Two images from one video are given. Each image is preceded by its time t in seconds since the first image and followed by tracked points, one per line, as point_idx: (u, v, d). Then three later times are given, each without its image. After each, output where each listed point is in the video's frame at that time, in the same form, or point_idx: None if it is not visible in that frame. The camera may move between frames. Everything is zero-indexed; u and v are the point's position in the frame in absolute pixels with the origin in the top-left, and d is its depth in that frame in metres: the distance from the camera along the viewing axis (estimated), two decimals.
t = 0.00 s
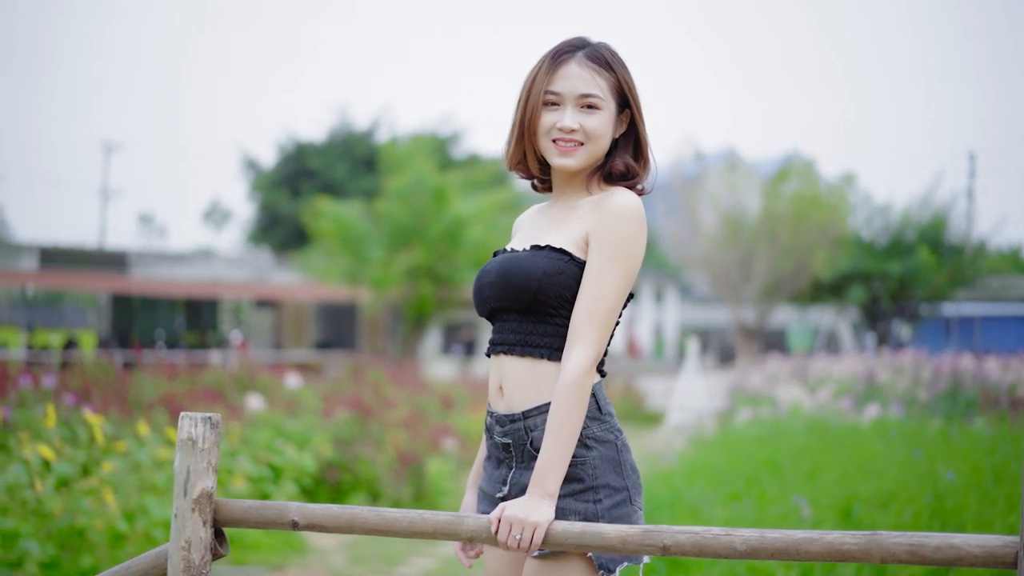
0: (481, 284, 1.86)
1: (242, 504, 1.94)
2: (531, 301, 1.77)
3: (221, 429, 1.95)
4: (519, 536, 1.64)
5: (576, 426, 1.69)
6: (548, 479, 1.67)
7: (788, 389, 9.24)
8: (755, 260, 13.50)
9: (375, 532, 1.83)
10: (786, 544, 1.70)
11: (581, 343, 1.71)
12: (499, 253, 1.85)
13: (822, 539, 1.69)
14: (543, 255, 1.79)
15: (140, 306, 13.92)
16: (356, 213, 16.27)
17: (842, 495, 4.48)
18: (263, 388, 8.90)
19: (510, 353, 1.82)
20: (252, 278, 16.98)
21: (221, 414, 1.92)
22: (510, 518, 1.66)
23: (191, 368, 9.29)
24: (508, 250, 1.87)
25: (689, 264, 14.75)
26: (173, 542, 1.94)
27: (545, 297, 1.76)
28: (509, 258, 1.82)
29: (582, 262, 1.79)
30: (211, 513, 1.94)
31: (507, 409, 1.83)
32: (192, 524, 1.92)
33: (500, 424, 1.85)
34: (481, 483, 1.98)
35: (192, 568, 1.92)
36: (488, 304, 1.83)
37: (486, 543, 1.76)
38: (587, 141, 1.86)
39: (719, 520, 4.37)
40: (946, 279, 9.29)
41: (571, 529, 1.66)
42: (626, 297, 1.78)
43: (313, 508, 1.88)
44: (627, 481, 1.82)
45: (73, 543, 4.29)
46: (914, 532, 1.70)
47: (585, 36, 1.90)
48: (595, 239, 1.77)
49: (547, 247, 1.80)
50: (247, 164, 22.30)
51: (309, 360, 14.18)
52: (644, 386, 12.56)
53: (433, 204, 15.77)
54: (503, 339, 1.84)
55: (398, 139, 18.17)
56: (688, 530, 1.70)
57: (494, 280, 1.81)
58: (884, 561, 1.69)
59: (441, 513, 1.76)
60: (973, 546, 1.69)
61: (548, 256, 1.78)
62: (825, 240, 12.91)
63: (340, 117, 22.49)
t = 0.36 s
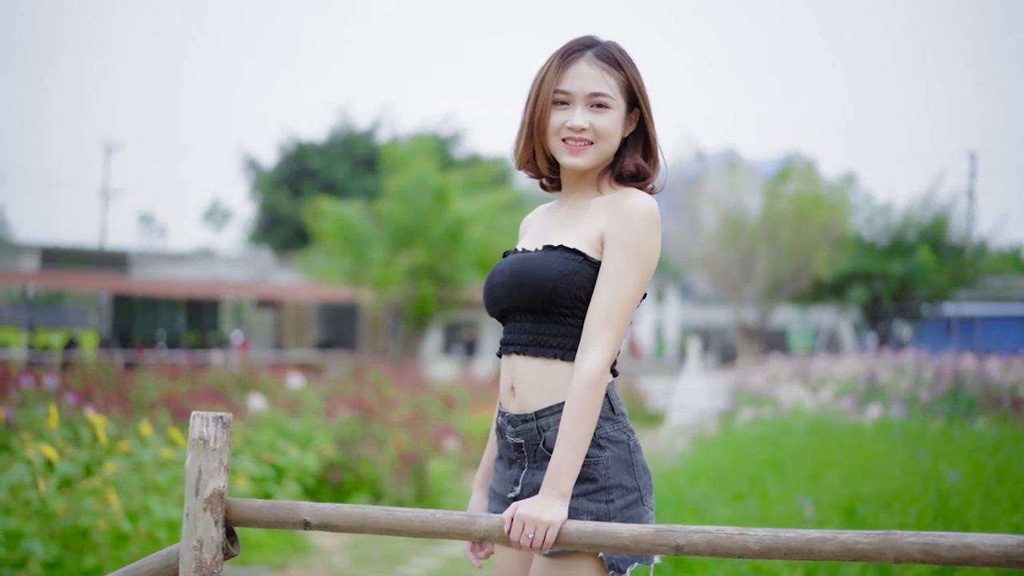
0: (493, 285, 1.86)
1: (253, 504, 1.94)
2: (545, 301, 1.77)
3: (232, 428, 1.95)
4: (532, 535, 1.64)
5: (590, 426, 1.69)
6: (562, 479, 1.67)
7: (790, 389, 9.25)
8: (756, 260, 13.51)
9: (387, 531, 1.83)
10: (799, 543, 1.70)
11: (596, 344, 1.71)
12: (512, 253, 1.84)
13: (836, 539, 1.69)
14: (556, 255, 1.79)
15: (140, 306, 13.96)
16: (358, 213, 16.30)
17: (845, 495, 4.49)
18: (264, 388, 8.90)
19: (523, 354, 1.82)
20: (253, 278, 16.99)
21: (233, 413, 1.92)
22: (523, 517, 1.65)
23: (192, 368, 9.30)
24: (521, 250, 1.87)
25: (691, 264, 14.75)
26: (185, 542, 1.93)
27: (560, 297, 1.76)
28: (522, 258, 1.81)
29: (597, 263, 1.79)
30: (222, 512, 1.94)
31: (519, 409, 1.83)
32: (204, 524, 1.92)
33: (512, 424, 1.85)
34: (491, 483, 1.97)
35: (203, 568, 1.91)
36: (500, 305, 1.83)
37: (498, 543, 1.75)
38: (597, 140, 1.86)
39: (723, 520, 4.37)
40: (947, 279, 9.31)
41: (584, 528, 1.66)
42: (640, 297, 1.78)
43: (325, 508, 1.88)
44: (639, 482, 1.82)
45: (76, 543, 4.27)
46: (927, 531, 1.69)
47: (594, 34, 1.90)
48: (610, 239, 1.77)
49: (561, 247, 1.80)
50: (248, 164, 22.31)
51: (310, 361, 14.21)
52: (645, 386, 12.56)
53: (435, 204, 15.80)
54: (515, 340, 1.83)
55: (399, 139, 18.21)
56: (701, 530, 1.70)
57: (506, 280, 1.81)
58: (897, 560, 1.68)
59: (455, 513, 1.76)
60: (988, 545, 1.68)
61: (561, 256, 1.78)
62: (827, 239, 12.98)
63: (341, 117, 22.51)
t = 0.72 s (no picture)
0: (505, 284, 1.85)
1: (265, 503, 1.93)
2: (558, 301, 1.77)
3: (245, 427, 1.94)
4: (545, 534, 1.64)
5: (602, 426, 1.69)
6: (575, 478, 1.67)
7: (791, 389, 9.26)
8: (758, 260, 13.52)
9: (399, 531, 1.83)
10: (813, 543, 1.70)
11: (610, 344, 1.70)
12: (524, 251, 1.84)
13: (850, 538, 1.68)
14: (569, 255, 1.79)
15: (141, 306, 13.98)
16: (358, 213, 16.31)
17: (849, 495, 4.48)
18: (265, 388, 8.89)
19: (535, 353, 1.82)
20: (253, 278, 16.99)
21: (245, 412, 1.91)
22: (537, 517, 1.65)
23: (194, 368, 9.31)
24: (532, 250, 1.87)
25: (692, 264, 14.75)
26: (197, 542, 1.93)
27: (573, 297, 1.76)
28: (534, 258, 1.81)
29: (610, 262, 1.79)
30: (234, 512, 1.94)
31: (532, 408, 1.82)
32: (215, 524, 1.92)
33: (524, 423, 1.84)
34: (503, 481, 1.97)
35: (216, 567, 1.91)
36: (512, 304, 1.83)
37: (510, 542, 1.75)
38: (609, 138, 1.86)
39: (727, 520, 4.36)
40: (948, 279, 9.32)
41: (597, 528, 1.66)
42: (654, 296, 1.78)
43: (337, 508, 1.87)
44: (651, 481, 1.82)
45: (79, 543, 4.26)
46: (942, 531, 1.68)
47: (605, 33, 1.90)
48: (624, 238, 1.77)
49: (574, 246, 1.80)
50: (249, 164, 22.31)
51: (311, 361, 14.23)
52: (646, 386, 12.56)
53: (436, 204, 15.84)
54: (527, 339, 1.83)
55: (399, 139, 18.21)
56: (714, 529, 1.70)
57: (518, 279, 1.80)
58: (912, 560, 1.68)
59: (468, 512, 1.76)
60: (1004, 545, 1.66)
61: (574, 256, 1.78)
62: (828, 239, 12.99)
63: (342, 117, 22.52)
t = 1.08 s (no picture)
0: (517, 284, 1.85)
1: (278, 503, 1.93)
2: (572, 300, 1.76)
3: (257, 427, 1.94)
4: (558, 534, 1.64)
5: (615, 425, 1.68)
6: (588, 478, 1.66)
7: (791, 389, 9.27)
8: (758, 260, 13.54)
9: (412, 531, 1.83)
10: (827, 542, 1.70)
11: (623, 343, 1.70)
12: (536, 251, 1.84)
13: (865, 538, 1.68)
14: (581, 254, 1.79)
15: (141, 306, 14.00)
16: (358, 213, 16.33)
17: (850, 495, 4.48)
18: (265, 388, 8.89)
19: (549, 353, 1.81)
20: (253, 279, 17.00)
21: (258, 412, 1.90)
22: (550, 516, 1.65)
23: (194, 368, 9.31)
24: (544, 250, 1.87)
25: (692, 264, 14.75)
26: (209, 541, 1.93)
27: (586, 297, 1.76)
28: (547, 257, 1.81)
29: (623, 261, 1.79)
30: (246, 511, 1.93)
31: (546, 408, 1.82)
32: (228, 523, 1.91)
33: (537, 423, 1.84)
34: (516, 481, 1.96)
35: (228, 567, 1.91)
36: (524, 304, 1.83)
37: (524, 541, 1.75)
38: (621, 137, 1.86)
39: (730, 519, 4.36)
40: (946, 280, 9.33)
41: (611, 527, 1.66)
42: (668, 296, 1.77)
43: (349, 507, 1.87)
44: (666, 481, 1.81)
45: (81, 543, 4.27)
46: (957, 530, 1.68)
47: (616, 31, 1.90)
48: (637, 238, 1.77)
49: (587, 246, 1.79)
50: (249, 164, 22.33)
51: (311, 361, 14.24)
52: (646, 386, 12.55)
53: (436, 204, 15.87)
54: (540, 338, 1.83)
55: (400, 139, 18.22)
56: (728, 529, 1.70)
57: (532, 279, 1.80)
58: (927, 559, 1.67)
59: (480, 512, 1.76)
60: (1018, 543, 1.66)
61: (588, 255, 1.78)
62: (828, 240, 13.15)
63: (342, 117, 22.53)
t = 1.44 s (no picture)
0: (529, 284, 1.85)
1: (288, 502, 1.93)
2: (582, 300, 1.77)
3: (266, 426, 1.94)
4: (569, 533, 1.64)
5: (625, 426, 1.68)
6: (598, 478, 1.66)
7: (792, 389, 9.29)
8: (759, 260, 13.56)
9: (422, 530, 1.83)
10: (838, 542, 1.70)
11: (634, 344, 1.70)
12: (547, 251, 1.84)
13: (876, 538, 1.68)
14: (591, 254, 1.79)
15: (141, 306, 13.99)
16: (358, 213, 16.35)
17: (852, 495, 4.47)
18: (265, 388, 8.89)
19: (559, 352, 1.81)
20: (253, 279, 17.00)
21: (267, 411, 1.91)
22: (560, 515, 1.65)
23: (194, 368, 9.32)
24: (555, 250, 1.87)
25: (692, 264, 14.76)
26: (219, 541, 1.93)
27: (596, 296, 1.76)
28: (557, 258, 1.81)
29: (633, 261, 1.79)
30: (256, 511, 1.93)
31: (555, 408, 1.83)
32: (238, 523, 1.91)
33: (547, 422, 1.85)
34: (526, 480, 1.97)
35: (238, 567, 1.91)
36: (535, 304, 1.83)
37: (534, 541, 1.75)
38: (631, 138, 1.85)
39: (732, 519, 4.36)
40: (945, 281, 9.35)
41: (621, 527, 1.66)
42: (678, 296, 1.77)
43: (359, 507, 1.87)
44: (674, 482, 1.81)
45: (83, 543, 4.27)
46: (968, 529, 1.68)
47: (624, 32, 1.90)
48: (647, 237, 1.77)
49: (597, 246, 1.79)
50: (249, 164, 22.35)
51: (311, 361, 14.26)
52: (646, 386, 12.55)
53: (436, 204, 15.91)
54: (550, 338, 1.83)
55: (400, 139, 18.23)
56: (739, 529, 1.70)
57: (542, 279, 1.81)
58: (938, 559, 1.67)
59: (491, 512, 1.75)
60: None
61: (597, 255, 1.78)
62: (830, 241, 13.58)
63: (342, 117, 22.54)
